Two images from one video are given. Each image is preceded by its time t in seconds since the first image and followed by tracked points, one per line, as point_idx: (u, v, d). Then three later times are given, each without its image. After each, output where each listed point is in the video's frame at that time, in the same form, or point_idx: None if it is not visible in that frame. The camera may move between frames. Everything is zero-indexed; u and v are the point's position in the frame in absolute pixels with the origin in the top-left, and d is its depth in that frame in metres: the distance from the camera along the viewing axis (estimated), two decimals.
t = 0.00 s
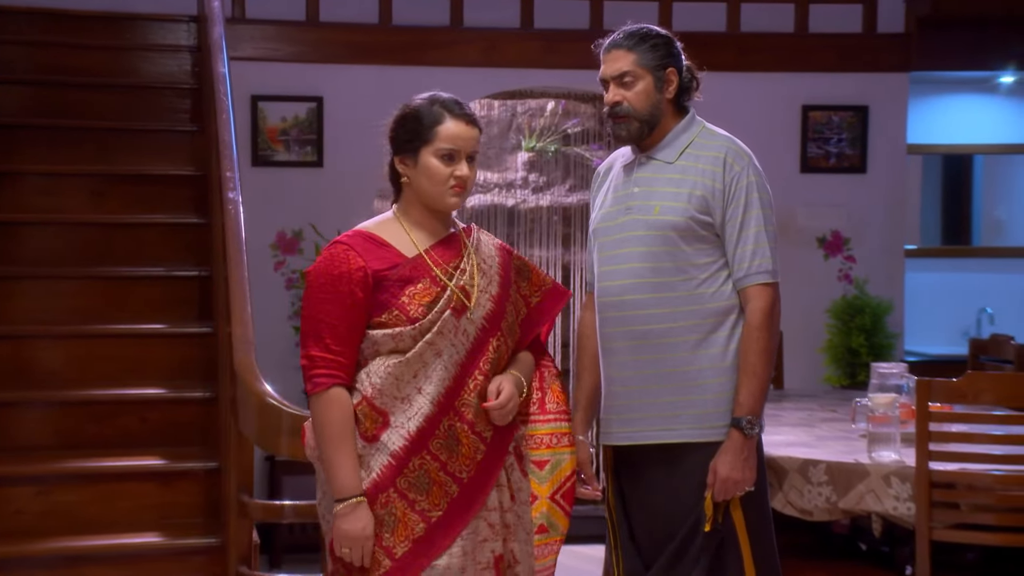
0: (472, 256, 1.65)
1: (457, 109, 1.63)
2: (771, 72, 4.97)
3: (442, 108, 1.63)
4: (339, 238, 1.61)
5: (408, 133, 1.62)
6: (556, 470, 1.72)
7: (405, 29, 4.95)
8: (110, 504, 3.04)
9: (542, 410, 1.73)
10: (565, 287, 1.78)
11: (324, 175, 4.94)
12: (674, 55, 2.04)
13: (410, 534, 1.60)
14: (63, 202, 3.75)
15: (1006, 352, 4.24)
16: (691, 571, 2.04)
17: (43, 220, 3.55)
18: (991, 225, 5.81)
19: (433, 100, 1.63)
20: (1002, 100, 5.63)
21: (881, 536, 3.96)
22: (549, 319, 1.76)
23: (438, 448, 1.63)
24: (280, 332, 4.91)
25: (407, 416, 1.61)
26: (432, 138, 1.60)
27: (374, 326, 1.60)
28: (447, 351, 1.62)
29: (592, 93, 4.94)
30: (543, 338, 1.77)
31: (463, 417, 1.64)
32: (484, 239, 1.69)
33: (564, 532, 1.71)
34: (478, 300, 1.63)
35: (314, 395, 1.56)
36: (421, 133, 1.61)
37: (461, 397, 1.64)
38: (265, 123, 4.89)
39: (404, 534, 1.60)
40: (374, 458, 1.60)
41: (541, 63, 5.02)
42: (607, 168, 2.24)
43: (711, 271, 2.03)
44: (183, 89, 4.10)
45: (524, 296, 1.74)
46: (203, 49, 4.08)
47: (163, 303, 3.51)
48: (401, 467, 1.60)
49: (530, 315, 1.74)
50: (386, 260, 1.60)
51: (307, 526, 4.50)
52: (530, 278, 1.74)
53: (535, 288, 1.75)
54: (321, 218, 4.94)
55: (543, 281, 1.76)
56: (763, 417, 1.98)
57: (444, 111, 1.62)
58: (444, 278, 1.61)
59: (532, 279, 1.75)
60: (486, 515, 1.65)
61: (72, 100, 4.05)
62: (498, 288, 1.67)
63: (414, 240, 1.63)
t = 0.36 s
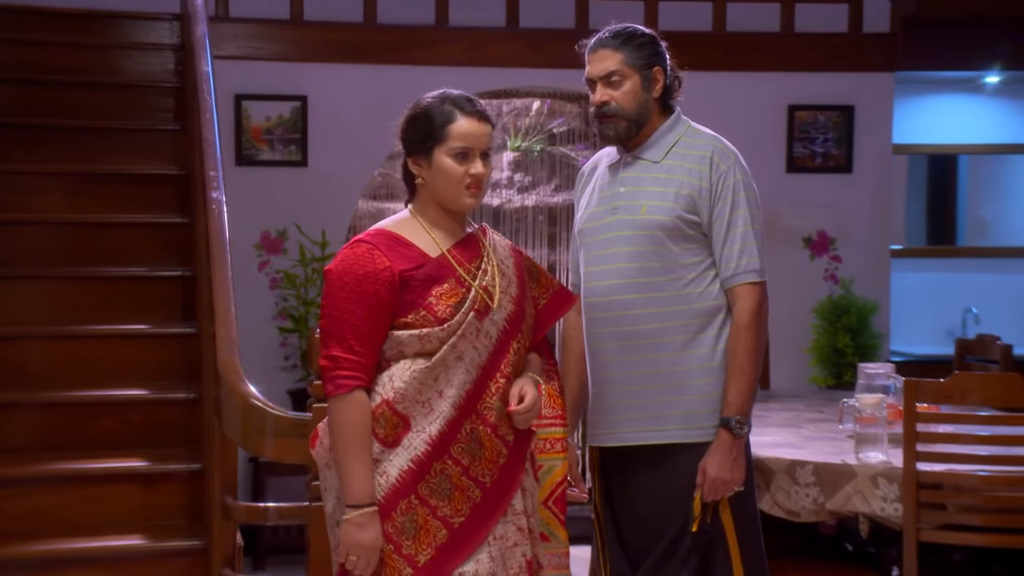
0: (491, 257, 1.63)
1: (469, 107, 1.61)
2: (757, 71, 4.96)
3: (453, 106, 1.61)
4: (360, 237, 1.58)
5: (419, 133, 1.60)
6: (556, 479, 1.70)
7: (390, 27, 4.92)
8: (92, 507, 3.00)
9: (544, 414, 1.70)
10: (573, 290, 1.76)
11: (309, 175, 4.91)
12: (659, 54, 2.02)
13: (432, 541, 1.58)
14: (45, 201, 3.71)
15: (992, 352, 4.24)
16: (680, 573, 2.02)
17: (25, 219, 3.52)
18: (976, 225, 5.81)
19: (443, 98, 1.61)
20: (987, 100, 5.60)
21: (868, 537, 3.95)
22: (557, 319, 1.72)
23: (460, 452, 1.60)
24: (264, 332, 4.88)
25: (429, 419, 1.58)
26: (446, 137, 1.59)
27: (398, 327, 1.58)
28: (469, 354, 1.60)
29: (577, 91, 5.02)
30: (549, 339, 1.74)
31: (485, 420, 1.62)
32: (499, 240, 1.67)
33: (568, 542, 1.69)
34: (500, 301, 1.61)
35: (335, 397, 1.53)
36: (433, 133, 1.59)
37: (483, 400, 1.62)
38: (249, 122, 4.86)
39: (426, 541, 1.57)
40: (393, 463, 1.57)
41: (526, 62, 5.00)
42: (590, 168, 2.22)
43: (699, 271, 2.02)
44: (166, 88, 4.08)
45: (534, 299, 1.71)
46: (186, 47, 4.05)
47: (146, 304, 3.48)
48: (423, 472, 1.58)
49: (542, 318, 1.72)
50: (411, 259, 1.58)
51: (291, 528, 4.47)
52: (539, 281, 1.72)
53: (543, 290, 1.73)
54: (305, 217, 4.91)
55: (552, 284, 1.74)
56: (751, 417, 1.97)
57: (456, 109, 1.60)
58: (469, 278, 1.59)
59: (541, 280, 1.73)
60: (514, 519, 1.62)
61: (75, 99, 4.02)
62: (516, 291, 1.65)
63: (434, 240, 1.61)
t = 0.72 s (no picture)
0: (518, 257, 1.63)
1: (486, 100, 1.59)
2: (738, 72, 4.96)
3: (469, 101, 1.59)
4: (383, 241, 1.56)
5: (435, 132, 1.59)
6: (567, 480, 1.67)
7: (370, 27, 4.89)
8: (69, 510, 2.97)
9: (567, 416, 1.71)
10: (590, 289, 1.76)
11: (288, 175, 4.87)
12: (641, 53, 2.00)
13: (465, 551, 1.56)
14: (21, 201, 3.67)
15: (973, 353, 4.24)
16: None
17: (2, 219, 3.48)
18: (956, 225, 5.81)
19: (458, 94, 1.59)
20: (967, 100, 5.62)
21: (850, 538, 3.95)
22: (577, 317, 1.73)
23: (495, 459, 1.58)
24: (242, 333, 4.84)
25: (465, 425, 1.56)
26: (465, 134, 1.57)
27: (430, 331, 1.55)
28: (505, 359, 1.58)
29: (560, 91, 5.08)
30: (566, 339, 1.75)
31: (518, 426, 1.60)
32: (519, 240, 1.67)
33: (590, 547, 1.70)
34: (529, 302, 1.61)
35: (371, 407, 1.49)
36: (451, 130, 1.57)
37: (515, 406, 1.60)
38: (228, 122, 4.83)
39: (459, 550, 1.56)
40: (428, 470, 1.54)
41: (507, 63, 4.98)
42: (571, 168, 2.21)
43: (680, 272, 2.01)
44: (144, 87, 4.04)
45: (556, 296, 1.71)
46: (164, 46, 4.01)
47: (124, 305, 3.44)
48: (459, 479, 1.55)
49: (562, 318, 1.72)
50: (439, 262, 1.56)
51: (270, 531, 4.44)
52: (561, 276, 1.72)
53: (564, 287, 1.72)
54: (284, 217, 4.88)
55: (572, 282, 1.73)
56: (734, 418, 1.95)
57: (473, 104, 1.58)
58: (498, 280, 1.58)
59: (562, 276, 1.72)
60: (542, 533, 1.62)
61: (55, 98, 3.98)
62: (544, 291, 1.65)
63: (459, 240, 1.60)
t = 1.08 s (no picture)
0: (534, 256, 1.59)
1: (502, 94, 1.55)
2: (711, 70, 4.92)
3: (483, 94, 1.55)
4: (399, 242, 1.51)
5: (450, 126, 1.55)
6: (582, 483, 1.63)
7: (339, 24, 4.83)
8: (32, 517, 2.89)
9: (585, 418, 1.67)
10: (600, 284, 1.72)
11: (257, 174, 4.81)
12: (615, 50, 1.95)
13: (490, 562, 1.51)
14: None
15: (949, 354, 4.21)
16: None
17: None
18: (929, 225, 5.78)
19: (472, 87, 1.55)
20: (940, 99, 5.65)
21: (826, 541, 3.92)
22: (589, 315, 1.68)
23: (519, 465, 1.53)
24: (210, 334, 4.77)
25: (489, 430, 1.51)
26: (481, 129, 1.53)
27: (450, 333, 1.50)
28: (527, 361, 1.53)
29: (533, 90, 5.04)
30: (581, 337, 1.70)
31: (542, 430, 1.55)
32: (531, 238, 1.63)
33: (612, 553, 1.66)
34: (548, 301, 1.57)
35: (393, 415, 1.44)
36: (466, 125, 1.54)
37: (538, 409, 1.55)
38: (196, 120, 4.77)
39: (484, 563, 1.51)
40: (452, 478, 1.50)
41: (479, 61, 4.93)
42: (544, 167, 2.13)
43: (656, 273, 1.96)
44: (109, 84, 3.98)
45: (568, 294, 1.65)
46: (130, 43, 3.94)
47: (89, 306, 3.37)
48: (483, 487, 1.50)
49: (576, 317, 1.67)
50: (460, 262, 1.50)
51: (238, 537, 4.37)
52: (572, 273, 1.66)
53: (575, 283, 1.66)
54: (253, 217, 4.80)
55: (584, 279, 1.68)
56: (712, 421, 1.92)
57: (489, 98, 1.54)
58: (518, 279, 1.54)
59: (572, 271, 1.67)
60: (564, 542, 1.57)
61: (15, 95, 3.89)
62: (560, 290, 1.61)
63: (475, 238, 1.55)
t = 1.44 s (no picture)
0: (527, 263, 1.53)
1: (504, 96, 1.49)
2: (674, 71, 4.90)
3: (485, 95, 1.48)
4: (394, 245, 1.43)
5: (450, 127, 1.48)
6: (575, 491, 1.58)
7: (299, 23, 4.76)
8: None
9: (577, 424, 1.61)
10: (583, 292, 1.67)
11: (215, 175, 4.73)
12: (581, 50, 1.91)
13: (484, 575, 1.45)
14: None
15: (911, 356, 4.21)
16: None
17: None
18: (892, 226, 5.75)
19: (474, 87, 1.49)
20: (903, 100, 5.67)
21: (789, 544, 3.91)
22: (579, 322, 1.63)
23: (513, 475, 1.47)
24: (166, 337, 4.70)
25: (480, 441, 1.45)
26: (482, 130, 1.47)
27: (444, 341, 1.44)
28: (520, 369, 1.47)
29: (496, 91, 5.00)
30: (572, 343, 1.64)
31: (535, 438, 1.49)
32: (523, 244, 1.57)
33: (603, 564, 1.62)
34: (542, 308, 1.51)
35: (386, 424, 1.39)
36: (466, 126, 1.47)
37: (532, 418, 1.49)
38: (152, 120, 4.68)
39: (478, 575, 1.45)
40: (445, 490, 1.44)
41: (443, 61, 4.85)
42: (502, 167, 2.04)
43: (620, 276, 1.92)
44: (64, 84, 3.90)
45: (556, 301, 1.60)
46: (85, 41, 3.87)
47: (42, 309, 3.30)
48: (476, 499, 1.45)
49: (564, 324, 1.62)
50: (455, 269, 1.44)
51: (195, 543, 4.30)
52: (558, 281, 1.61)
53: (560, 291, 1.62)
54: (211, 219, 4.73)
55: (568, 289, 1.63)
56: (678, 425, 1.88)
57: (490, 99, 1.48)
58: (512, 287, 1.48)
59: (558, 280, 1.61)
60: (560, 546, 1.51)
61: None
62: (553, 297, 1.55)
63: (471, 243, 1.48)
